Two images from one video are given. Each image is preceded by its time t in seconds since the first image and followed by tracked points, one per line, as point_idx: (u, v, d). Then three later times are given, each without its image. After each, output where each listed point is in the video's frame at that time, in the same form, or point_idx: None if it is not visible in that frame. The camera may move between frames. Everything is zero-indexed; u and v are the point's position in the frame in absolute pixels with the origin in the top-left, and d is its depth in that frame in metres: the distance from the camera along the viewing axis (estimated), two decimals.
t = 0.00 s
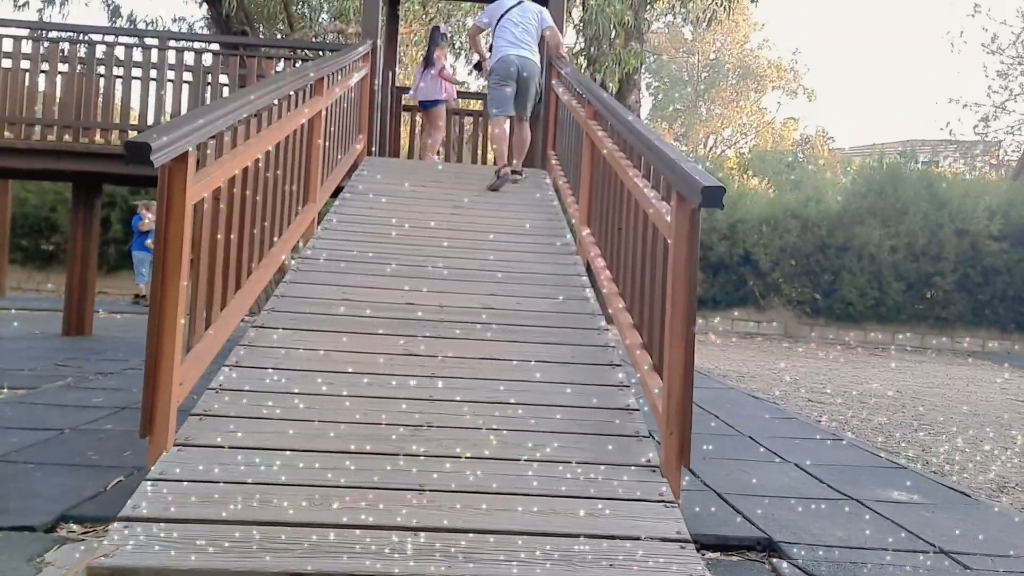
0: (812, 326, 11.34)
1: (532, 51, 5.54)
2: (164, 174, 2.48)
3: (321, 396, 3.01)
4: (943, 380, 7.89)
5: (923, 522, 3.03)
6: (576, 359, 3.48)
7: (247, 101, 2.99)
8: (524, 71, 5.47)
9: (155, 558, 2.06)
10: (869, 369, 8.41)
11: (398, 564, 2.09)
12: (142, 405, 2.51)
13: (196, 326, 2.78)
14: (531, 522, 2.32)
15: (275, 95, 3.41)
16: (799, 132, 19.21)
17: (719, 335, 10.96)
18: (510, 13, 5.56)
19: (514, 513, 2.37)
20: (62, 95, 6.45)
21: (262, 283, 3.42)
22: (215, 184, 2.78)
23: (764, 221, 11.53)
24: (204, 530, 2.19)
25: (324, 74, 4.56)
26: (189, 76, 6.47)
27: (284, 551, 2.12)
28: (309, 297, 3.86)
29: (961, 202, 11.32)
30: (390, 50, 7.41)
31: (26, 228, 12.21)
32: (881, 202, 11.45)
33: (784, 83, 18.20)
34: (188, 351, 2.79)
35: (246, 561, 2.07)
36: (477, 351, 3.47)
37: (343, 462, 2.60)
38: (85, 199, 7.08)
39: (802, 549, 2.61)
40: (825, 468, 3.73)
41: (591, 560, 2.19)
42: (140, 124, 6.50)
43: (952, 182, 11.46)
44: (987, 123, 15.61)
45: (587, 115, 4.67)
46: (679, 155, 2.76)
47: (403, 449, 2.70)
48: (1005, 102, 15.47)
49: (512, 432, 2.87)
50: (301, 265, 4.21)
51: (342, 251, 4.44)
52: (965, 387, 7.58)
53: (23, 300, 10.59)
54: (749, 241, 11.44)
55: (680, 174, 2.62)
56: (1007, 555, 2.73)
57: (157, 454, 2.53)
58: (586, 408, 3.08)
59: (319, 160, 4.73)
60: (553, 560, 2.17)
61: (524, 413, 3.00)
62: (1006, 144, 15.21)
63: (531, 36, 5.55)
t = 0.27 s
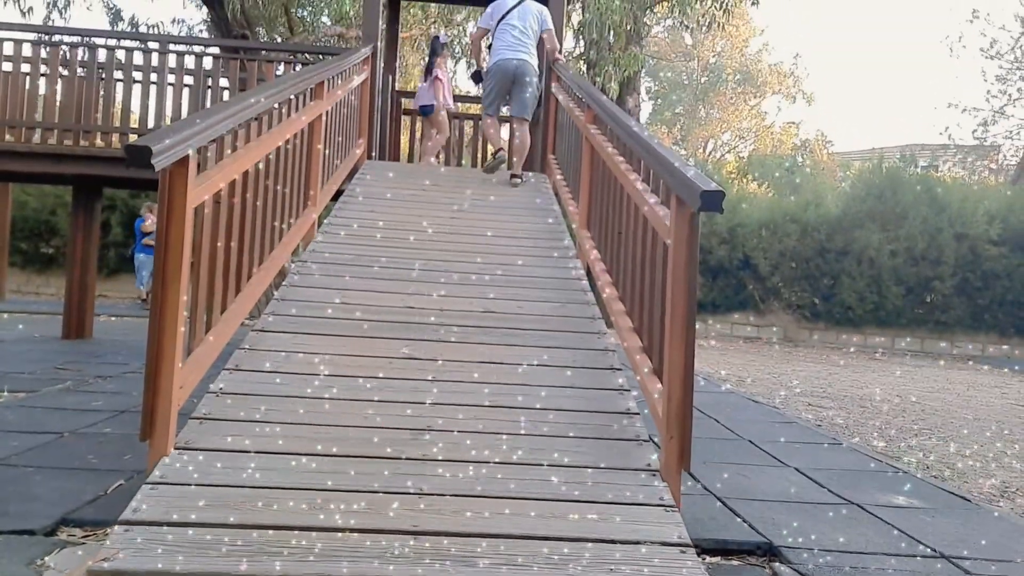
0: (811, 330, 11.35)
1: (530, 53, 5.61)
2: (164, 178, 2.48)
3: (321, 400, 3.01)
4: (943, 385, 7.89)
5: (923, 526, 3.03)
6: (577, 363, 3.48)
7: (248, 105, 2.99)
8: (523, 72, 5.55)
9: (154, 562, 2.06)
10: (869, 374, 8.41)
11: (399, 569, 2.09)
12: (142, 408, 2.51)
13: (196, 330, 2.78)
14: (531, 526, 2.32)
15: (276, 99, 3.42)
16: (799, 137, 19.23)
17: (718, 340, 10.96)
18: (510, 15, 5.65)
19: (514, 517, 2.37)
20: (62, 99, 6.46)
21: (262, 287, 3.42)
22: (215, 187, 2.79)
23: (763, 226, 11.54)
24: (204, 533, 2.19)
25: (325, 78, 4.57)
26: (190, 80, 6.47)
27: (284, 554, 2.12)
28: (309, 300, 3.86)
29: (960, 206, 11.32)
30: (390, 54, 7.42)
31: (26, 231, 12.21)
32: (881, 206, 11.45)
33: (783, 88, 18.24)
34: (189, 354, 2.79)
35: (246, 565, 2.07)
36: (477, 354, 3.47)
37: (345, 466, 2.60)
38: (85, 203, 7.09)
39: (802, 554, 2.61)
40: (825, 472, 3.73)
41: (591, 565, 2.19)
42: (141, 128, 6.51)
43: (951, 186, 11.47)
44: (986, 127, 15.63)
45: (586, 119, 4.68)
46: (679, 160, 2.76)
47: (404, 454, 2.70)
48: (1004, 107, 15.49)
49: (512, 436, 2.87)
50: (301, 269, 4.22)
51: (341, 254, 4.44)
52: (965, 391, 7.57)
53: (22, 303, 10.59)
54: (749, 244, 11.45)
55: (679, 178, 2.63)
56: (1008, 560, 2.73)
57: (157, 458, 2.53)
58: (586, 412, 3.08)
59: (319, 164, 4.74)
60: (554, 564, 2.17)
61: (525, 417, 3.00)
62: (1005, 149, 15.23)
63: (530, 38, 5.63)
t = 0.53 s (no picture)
0: (812, 336, 11.35)
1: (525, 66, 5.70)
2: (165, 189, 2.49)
3: (320, 409, 3.01)
4: (944, 390, 7.88)
5: (925, 532, 3.02)
6: (576, 370, 3.48)
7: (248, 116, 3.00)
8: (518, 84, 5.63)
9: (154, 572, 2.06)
10: (870, 380, 8.40)
11: None
12: (143, 419, 2.51)
13: (196, 340, 2.78)
14: (531, 534, 2.32)
15: (276, 109, 3.42)
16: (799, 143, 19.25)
17: (719, 347, 10.96)
18: (506, 28, 5.73)
19: (514, 525, 2.37)
20: (63, 110, 6.48)
21: (262, 296, 3.43)
22: (216, 198, 2.79)
23: (763, 232, 11.54)
24: (203, 543, 2.19)
25: (325, 88, 4.58)
26: (191, 91, 6.49)
27: (284, 564, 2.12)
28: (309, 309, 3.87)
29: (960, 212, 11.32)
30: (390, 64, 7.44)
31: (27, 242, 12.22)
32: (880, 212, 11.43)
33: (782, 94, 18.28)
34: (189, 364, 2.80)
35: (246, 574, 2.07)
36: (477, 363, 3.47)
37: (345, 475, 2.60)
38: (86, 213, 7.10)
39: (803, 560, 2.60)
40: (826, 478, 3.73)
41: (592, 572, 2.19)
42: (141, 138, 6.52)
43: (950, 192, 11.46)
44: (985, 133, 15.64)
45: (585, 127, 4.69)
46: (677, 167, 2.77)
47: (404, 462, 2.70)
48: (1002, 112, 15.51)
49: (511, 444, 2.87)
50: (301, 278, 4.22)
51: (341, 263, 4.45)
52: (966, 397, 7.56)
53: (23, 314, 10.59)
54: (749, 251, 11.45)
55: (677, 186, 2.63)
56: (1009, 565, 2.72)
57: (158, 467, 2.53)
58: (586, 420, 3.08)
59: (319, 173, 4.75)
60: (554, 572, 2.17)
61: (525, 425, 3.00)
62: (1003, 154, 15.24)
63: (526, 50, 5.71)
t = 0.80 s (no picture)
0: (813, 339, 11.38)
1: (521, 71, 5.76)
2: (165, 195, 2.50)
3: (321, 414, 3.01)
4: (945, 392, 7.88)
5: (926, 534, 3.02)
6: (577, 374, 3.48)
7: (247, 122, 3.01)
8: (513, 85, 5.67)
9: None
10: (872, 382, 8.39)
11: None
12: (144, 424, 2.52)
13: (197, 345, 2.78)
14: (531, 538, 2.32)
15: (276, 114, 3.43)
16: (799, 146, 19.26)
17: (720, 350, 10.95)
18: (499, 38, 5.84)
19: (515, 529, 2.37)
20: (63, 117, 6.49)
21: (263, 301, 3.43)
22: (216, 204, 2.80)
23: (763, 235, 11.54)
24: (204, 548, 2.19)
25: (324, 93, 4.59)
26: (191, 97, 6.51)
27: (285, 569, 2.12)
28: (309, 314, 3.87)
29: (959, 214, 11.31)
30: (389, 69, 7.46)
31: (28, 248, 12.23)
32: (880, 214, 11.42)
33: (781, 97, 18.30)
34: (189, 369, 2.80)
35: None
36: (477, 367, 3.47)
37: (346, 480, 2.60)
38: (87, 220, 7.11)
39: (804, 562, 2.60)
40: (828, 481, 3.72)
41: None
42: (142, 145, 6.53)
43: (950, 194, 11.44)
44: (984, 134, 15.66)
45: (584, 131, 4.69)
46: (676, 172, 2.78)
47: (404, 467, 2.70)
48: (1001, 114, 15.52)
49: (512, 448, 2.87)
50: (301, 283, 4.23)
51: (341, 268, 4.45)
52: (967, 398, 7.56)
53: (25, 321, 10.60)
54: (749, 254, 11.45)
55: (676, 190, 2.64)
56: (1011, 567, 2.72)
57: (157, 473, 2.53)
58: (586, 423, 3.08)
59: (319, 179, 4.75)
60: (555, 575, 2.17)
61: (525, 430, 3.00)
62: (1002, 156, 15.25)
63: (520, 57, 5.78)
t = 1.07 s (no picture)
0: (815, 330, 11.40)
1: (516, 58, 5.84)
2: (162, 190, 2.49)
3: (321, 407, 3.01)
4: (946, 382, 7.87)
5: (927, 525, 3.02)
6: (577, 366, 3.48)
7: (245, 116, 3.00)
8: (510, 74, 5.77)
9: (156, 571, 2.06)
10: (873, 373, 8.38)
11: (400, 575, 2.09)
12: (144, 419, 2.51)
13: (196, 340, 2.78)
14: (532, 530, 2.32)
15: (274, 108, 3.42)
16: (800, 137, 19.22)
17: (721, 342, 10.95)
18: (494, 25, 5.90)
19: (515, 521, 2.37)
20: (62, 111, 6.48)
21: (262, 295, 3.43)
22: (215, 198, 2.79)
23: (764, 227, 11.52)
24: (204, 542, 2.19)
25: (323, 86, 4.58)
26: (189, 91, 6.49)
27: (286, 562, 2.12)
28: (309, 308, 3.87)
29: (960, 205, 11.28)
30: (389, 62, 7.44)
31: (28, 243, 12.22)
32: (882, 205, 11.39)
33: (781, 88, 18.26)
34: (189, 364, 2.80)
35: (247, 572, 2.07)
36: (478, 360, 3.47)
37: (346, 473, 2.60)
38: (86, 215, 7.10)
39: (805, 553, 2.60)
40: (829, 471, 3.72)
41: (593, 567, 2.19)
42: (141, 140, 6.52)
43: (952, 185, 11.40)
44: (985, 124, 15.61)
45: (584, 122, 4.68)
46: (676, 163, 2.77)
47: (404, 460, 2.70)
48: (1002, 104, 15.47)
49: (513, 440, 2.87)
50: (301, 276, 4.22)
51: (340, 262, 4.44)
52: (968, 389, 7.55)
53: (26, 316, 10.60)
54: (749, 245, 11.44)
55: (676, 181, 2.63)
56: (1012, 557, 2.72)
57: (158, 467, 2.53)
58: (586, 416, 3.07)
59: (318, 172, 4.74)
60: (556, 567, 2.17)
61: (525, 422, 3.00)
62: (1004, 146, 15.21)
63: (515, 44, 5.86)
